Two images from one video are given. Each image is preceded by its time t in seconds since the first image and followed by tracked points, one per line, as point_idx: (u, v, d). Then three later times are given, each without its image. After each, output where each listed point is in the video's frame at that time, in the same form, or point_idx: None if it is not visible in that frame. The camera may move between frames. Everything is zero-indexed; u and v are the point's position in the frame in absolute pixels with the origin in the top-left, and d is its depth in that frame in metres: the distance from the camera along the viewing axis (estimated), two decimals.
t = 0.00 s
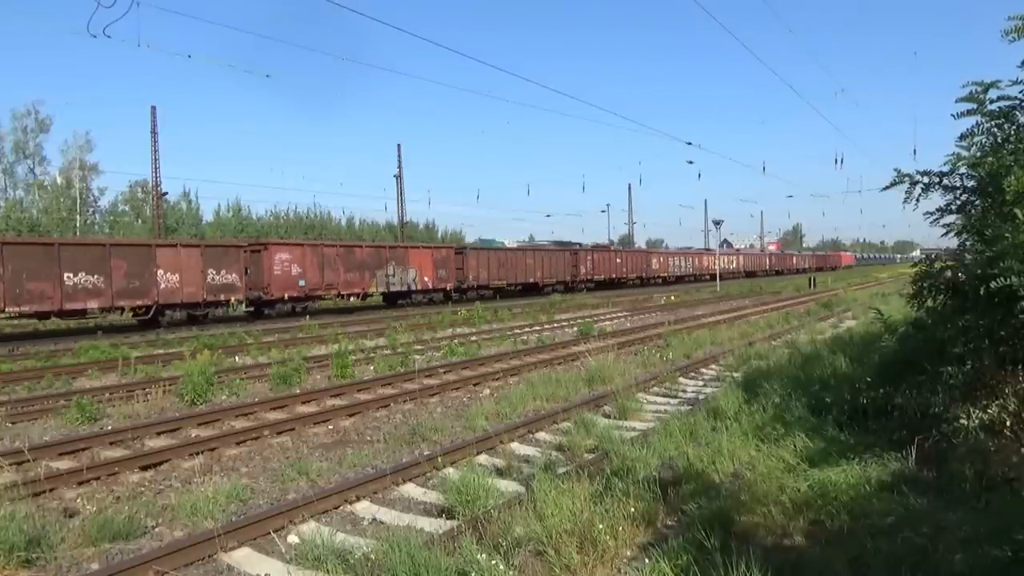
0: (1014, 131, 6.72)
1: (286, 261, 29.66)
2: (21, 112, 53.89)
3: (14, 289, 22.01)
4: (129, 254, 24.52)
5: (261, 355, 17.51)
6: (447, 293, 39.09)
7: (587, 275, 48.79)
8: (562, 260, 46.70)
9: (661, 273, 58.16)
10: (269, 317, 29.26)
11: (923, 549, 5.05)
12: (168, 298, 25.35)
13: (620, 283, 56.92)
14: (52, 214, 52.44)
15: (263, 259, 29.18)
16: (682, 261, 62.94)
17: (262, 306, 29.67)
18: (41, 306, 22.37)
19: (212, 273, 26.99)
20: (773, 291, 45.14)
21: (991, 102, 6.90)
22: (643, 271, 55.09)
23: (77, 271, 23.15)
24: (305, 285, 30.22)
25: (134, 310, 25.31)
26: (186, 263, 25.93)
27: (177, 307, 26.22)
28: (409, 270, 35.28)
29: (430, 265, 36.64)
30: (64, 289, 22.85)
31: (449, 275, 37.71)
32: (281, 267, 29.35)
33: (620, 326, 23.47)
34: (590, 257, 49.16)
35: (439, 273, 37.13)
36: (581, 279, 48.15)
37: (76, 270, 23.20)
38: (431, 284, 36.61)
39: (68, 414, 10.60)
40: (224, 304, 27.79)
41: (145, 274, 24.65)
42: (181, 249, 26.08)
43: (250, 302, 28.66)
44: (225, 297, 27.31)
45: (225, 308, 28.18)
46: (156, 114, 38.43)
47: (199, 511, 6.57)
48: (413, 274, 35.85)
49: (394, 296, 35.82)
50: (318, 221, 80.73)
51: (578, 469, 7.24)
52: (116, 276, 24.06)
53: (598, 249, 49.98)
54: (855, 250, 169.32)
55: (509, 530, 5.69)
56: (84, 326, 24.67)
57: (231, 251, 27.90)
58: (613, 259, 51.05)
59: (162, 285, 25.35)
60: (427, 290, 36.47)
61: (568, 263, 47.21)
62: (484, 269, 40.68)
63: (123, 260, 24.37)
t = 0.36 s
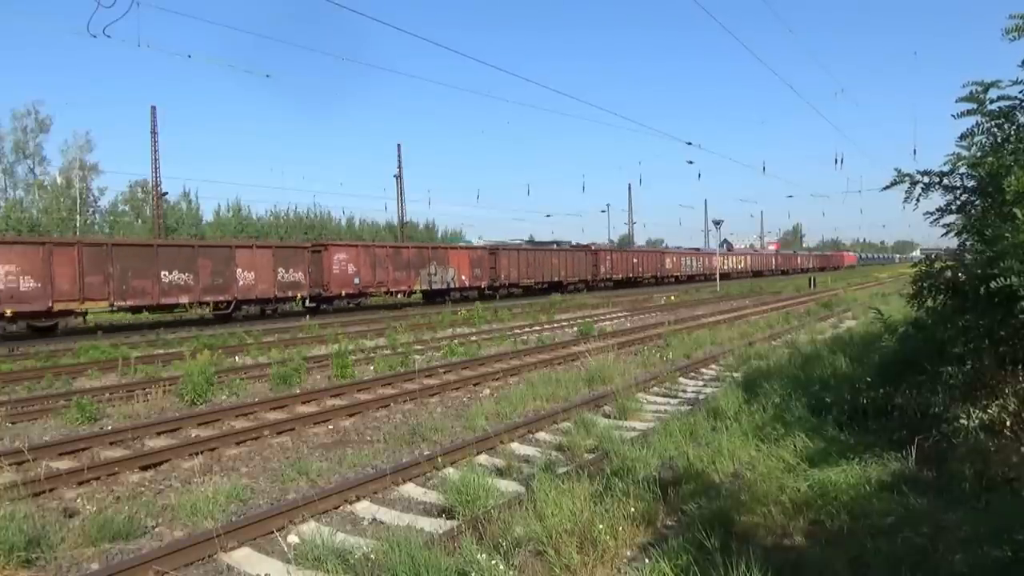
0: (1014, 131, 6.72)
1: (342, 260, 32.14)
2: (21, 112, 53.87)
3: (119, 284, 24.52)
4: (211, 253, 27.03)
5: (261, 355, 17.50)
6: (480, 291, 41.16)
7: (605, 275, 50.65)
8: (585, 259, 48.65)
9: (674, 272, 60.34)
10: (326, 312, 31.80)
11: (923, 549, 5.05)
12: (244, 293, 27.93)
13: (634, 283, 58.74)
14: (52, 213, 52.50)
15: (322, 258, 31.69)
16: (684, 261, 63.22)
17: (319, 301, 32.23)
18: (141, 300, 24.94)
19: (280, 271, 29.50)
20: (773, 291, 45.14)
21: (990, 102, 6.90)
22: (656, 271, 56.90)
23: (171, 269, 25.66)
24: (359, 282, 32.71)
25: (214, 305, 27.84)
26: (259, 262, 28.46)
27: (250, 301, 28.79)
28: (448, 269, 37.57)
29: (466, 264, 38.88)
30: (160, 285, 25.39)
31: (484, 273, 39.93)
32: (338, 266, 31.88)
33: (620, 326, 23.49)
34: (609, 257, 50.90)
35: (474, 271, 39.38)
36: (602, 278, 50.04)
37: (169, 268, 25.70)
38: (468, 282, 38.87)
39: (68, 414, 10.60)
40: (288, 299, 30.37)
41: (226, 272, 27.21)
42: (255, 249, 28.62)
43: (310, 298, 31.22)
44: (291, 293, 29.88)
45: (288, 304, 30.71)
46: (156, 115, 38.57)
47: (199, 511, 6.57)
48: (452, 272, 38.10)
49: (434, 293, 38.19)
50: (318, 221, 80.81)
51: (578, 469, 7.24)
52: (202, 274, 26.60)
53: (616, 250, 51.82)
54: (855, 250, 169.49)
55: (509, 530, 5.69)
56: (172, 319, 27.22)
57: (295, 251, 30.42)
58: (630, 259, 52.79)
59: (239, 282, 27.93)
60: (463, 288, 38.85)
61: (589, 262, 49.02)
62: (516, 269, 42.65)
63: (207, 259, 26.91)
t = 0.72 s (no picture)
0: (1014, 131, 6.72)
1: (389, 260, 34.06)
2: (21, 112, 53.86)
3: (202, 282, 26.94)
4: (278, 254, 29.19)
5: (261, 355, 17.50)
6: (509, 289, 42.98)
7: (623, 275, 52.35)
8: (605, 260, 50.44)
9: (686, 272, 61.91)
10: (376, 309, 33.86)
11: (923, 549, 5.05)
12: (306, 291, 29.96)
13: (647, 283, 60.23)
14: (52, 214, 52.54)
15: (370, 258, 33.71)
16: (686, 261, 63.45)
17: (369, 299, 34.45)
18: (219, 297, 27.29)
19: (336, 270, 31.60)
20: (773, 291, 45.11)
21: (990, 102, 6.90)
22: (670, 272, 58.32)
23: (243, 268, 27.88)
24: (404, 281, 34.57)
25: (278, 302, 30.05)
26: (319, 261, 30.49)
27: (310, 298, 30.94)
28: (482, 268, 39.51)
29: (497, 262, 40.73)
30: (236, 283, 27.66)
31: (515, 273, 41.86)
32: (386, 266, 33.78)
33: (620, 326, 23.48)
34: (626, 258, 52.56)
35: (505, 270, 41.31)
36: (621, 278, 51.78)
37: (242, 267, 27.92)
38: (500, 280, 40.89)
39: (68, 414, 10.61)
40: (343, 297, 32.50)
41: (291, 271, 29.40)
42: (316, 250, 30.76)
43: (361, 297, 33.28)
44: (346, 291, 31.97)
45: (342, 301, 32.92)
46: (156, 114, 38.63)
47: (199, 511, 6.57)
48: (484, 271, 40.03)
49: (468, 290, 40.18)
50: (319, 221, 80.88)
51: (579, 469, 7.24)
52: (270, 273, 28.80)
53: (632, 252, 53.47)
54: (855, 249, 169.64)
55: (509, 530, 5.69)
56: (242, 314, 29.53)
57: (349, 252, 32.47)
58: (645, 260, 54.48)
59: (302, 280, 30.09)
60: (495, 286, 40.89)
61: (608, 261, 50.73)
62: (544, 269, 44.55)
63: (275, 260, 29.16)
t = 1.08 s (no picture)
0: (1015, 130, 6.71)
1: (430, 260, 36.09)
2: (21, 112, 53.92)
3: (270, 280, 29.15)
4: (334, 254, 31.32)
5: (261, 354, 17.49)
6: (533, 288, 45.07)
7: (639, 273, 54.45)
8: (622, 259, 52.55)
9: (694, 270, 63.33)
10: (418, 307, 35.98)
11: (923, 549, 5.05)
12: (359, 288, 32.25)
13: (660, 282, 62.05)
14: (52, 213, 52.64)
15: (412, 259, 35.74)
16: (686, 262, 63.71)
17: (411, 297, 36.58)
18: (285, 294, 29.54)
19: (384, 270, 33.81)
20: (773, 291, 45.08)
21: (991, 102, 6.89)
22: (683, 272, 60.11)
23: (303, 268, 30.01)
24: (443, 279, 36.72)
25: (332, 298, 32.29)
26: (370, 261, 32.83)
27: (361, 296, 33.20)
28: (511, 267, 41.72)
29: (524, 262, 42.94)
30: (300, 280, 29.96)
31: (541, 272, 44.05)
32: (427, 266, 35.80)
33: (620, 326, 23.48)
34: (641, 258, 54.79)
35: (532, 270, 43.50)
36: (637, 276, 53.93)
37: (302, 267, 30.06)
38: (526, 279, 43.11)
39: (68, 414, 10.61)
40: (389, 295, 34.65)
41: (347, 270, 31.61)
42: (366, 250, 32.98)
43: (404, 295, 35.36)
44: (393, 289, 34.09)
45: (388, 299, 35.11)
46: (156, 114, 38.77)
47: (199, 511, 6.57)
48: (513, 271, 42.17)
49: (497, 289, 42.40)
50: (319, 222, 80.93)
51: (578, 469, 7.24)
52: (327, 272, 30.96)
53: (645, 249, 55.65)
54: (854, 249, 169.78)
55: (509, 530, 5.69)
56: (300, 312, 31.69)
57: (395, 252, 34.58)
58: (661, 259, 56.62)
59: (354, 277, 32.24)
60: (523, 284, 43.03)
61: (624, 262, 52.77)
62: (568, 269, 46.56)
63: (333, 260, 31.37)
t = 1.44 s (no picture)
0: (1015, 131, 6.71)
1: (467, 260, 37.93)
2: (21, 112, 54.00)
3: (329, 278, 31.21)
4: (385, 254, 33.33)
5: (261, 354, 17.49)
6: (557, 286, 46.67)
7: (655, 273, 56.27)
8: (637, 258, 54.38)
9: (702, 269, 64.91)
10: (457, 303, 38.03)
11: (924, 549, 5.04)
12: (406, 286, 34.21)
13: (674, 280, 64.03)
14: (52, 213, 52.78)
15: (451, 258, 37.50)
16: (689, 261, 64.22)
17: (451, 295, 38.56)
18: (341, 291, 31.57)
19: (428, 269, 35.69)
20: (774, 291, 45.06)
21: (991, 102, 6.89)
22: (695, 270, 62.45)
23: (358, 267, 32.11)
24: (479, 278, 38.54)
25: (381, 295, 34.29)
26: (416, 261, 34.76)
27: (407, 293, 35.22)
28: (539, 266, 43.47)
29: (551, 262, 44.45)
30: (355, 279, 31.98)
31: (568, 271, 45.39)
32: (465, 265, 37.49)
33: (620, 326, 23.49)
34: (655, 258, 56.90)
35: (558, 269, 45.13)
36: (654, 275, 55.85)
37: (358, 266, 32.17)
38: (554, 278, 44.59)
39: (68, 414, 10.61)
40: (432, 292, 36.71)
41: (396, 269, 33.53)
42: (412, 250, 34.89)
43: (445, 293, 37.36)
44: (435, 287, 36.05)
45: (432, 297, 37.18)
46: (156, 114, 38.81)
47: (199, 511, 6.57)
48: (540, 270, 43.75)
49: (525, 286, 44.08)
50: (319, 222, 81.00)
51: (578, 469, 7.24)
52: (379, 271, 33.09)
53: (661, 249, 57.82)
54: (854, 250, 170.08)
55: (509, 530, 5.69)
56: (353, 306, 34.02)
57: (437, 252, 36.35)
58: (673, 260, 58.82)
59: (402, 276, 34.21)
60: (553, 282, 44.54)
61: (641, 262, 54.62)
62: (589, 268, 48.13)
63: (383, 259, 33.27)
